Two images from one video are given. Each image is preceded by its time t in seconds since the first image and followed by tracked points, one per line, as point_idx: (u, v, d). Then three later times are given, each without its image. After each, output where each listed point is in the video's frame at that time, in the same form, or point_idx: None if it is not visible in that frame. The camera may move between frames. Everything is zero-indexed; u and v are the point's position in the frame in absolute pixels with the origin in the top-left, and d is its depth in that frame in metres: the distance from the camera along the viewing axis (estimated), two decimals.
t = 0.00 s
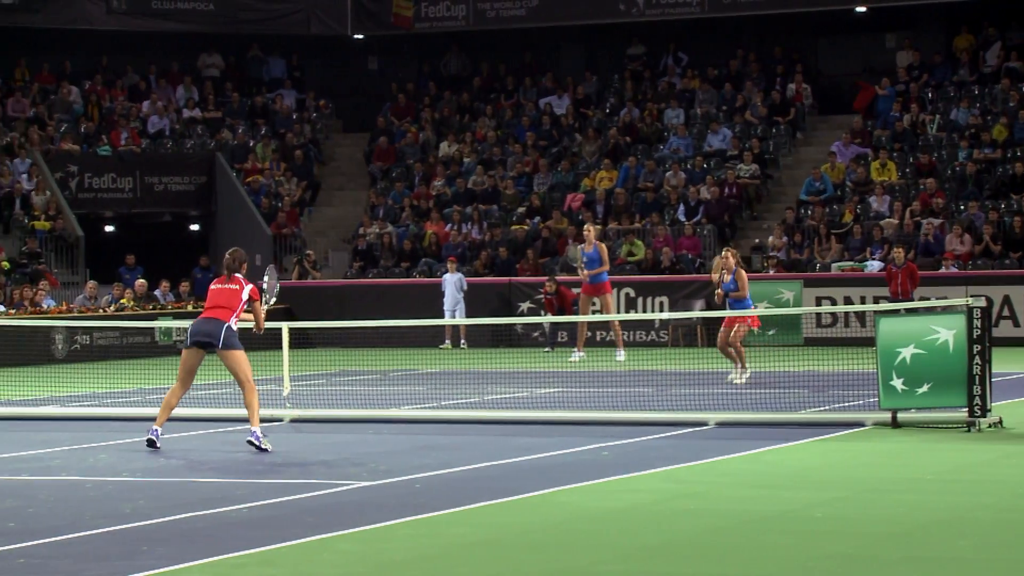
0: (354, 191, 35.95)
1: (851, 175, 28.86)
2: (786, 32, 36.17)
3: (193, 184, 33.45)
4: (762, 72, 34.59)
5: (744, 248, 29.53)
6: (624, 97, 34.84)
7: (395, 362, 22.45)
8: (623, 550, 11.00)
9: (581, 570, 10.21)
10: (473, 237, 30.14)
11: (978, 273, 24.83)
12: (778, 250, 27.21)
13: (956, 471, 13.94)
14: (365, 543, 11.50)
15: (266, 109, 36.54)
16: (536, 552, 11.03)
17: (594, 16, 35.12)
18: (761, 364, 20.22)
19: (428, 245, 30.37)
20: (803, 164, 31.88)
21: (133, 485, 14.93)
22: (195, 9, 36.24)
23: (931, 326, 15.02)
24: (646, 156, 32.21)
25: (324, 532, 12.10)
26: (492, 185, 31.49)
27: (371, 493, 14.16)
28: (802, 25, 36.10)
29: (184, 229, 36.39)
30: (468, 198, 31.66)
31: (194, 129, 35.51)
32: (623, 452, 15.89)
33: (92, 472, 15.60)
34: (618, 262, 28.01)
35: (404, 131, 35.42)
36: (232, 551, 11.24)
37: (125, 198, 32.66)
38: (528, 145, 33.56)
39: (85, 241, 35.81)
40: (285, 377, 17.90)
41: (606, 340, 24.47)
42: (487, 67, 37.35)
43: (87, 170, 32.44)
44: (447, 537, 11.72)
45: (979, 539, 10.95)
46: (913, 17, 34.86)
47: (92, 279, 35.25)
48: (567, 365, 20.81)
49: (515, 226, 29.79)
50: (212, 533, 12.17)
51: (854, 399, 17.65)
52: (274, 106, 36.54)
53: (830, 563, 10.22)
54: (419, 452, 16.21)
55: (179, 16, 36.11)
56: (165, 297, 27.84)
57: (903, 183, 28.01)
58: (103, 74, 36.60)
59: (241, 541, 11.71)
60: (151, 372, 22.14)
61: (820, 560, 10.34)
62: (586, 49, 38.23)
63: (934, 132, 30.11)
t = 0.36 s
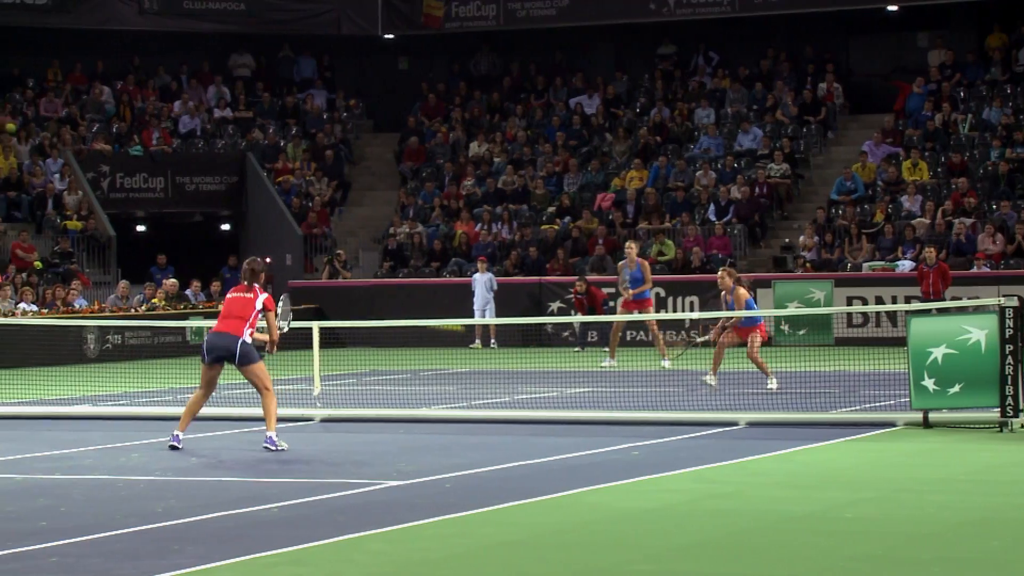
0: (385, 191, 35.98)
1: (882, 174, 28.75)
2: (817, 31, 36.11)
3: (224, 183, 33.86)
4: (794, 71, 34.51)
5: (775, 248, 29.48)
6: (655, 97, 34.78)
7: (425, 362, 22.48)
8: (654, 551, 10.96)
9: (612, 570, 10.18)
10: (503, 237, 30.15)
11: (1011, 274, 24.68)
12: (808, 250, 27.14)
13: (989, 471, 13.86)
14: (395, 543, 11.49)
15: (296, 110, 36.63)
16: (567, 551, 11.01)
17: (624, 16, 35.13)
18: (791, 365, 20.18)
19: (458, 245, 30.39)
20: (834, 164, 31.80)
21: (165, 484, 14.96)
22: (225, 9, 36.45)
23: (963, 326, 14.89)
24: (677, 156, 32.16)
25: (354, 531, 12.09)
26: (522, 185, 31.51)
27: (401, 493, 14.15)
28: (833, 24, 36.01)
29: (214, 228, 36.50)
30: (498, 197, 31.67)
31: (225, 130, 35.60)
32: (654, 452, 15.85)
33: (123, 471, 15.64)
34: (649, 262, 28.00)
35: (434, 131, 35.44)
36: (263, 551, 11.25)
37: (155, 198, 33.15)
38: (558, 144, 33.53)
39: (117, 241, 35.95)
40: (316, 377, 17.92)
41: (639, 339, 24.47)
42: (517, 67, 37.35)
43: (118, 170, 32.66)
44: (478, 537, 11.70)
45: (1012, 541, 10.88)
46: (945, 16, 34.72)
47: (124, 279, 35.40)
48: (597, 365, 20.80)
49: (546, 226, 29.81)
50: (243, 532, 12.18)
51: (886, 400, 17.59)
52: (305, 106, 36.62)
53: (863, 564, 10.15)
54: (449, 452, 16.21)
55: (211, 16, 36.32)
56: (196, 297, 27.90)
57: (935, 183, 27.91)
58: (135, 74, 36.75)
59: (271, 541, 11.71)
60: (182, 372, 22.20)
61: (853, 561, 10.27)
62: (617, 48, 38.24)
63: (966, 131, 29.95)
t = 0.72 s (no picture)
0: (398, 191, 35.97)
1: (896, 174, 28.70)
2: (831, 30, 36.10)
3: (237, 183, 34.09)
4: (807, 71, 34.49)
5: (788, 248, 29.50)
6: (668, 97, 34.77)
7: (437, 362, 22.50)
8: (666, 551, 10.96)
9: (624, 570, 10.18)
10: (516, 237, 30.16)
11: None
12: (822, 250, 27.13)
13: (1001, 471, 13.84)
14: (408, 543, 11.50)
15: (309, 110, 36.68)
16: (579, 552, 11.01)
17: (637, 15, 35.14)
18: (804, 365, 20.18)
19: (471, 245, 30.39)
20: (847, 164, 31.78)
21: (179, 484, 14.97)
22: (240, 9, 36.50)
23: (977, 326, 14.83)
24: (690, 156, 32.14)
25: (366, 532, 12.10)
26: (536, 186, 31.49)
27: (413, 493, 14.15)
28: (847, 23, 35.99)
29: (228, 229, 36.54)
30: (511, 197, 31.68)
31: (239, 130, 35.60)
32: (667, 451, 15.85)
33: (137, 471, 15.66)
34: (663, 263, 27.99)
35: (448, 131, 35.45)
36: (275, 551, 11.25)
37: (169, 198, 33.29)
38: (572, 145, 33.52)
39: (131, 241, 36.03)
40: (329, 377, 17.94)
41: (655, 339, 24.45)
42: (530, 67, 37.35)
43: (133, 171, 32.75)
44: (490, 537, 11.70)
45: None
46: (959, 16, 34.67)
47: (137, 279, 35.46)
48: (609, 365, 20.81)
49: (559, 226, 29.82)
50: (255, 532, 12.18)
51: (899, 400, 17.58)
52: (318, 106, 36.65)
53: (877, 564, 10.14)
54: (461, 452, 16.22)
55: (224, 16, 36.36)
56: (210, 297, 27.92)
57: (948, 183, 27.91)
58: (149, 75, 36.80)
59: (284, 541, 11.71)
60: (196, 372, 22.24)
61: (866, 561, 10.26)
62: (630, 48, 38.26)
63: (980, 131, 29.90)
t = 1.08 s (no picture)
0: (407, 191, 35.97)
1: (906, 174, 28.69)
2: (840, 30, 36.09)
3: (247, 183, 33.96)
4: (817, 71, 34.49)
5: (798, 247, 29.49)
6: (678, 96, 34.77)
7: (446, 362, 22.50)
8: (676, 551, 10.95)
9: (633, 571, 10.16)
10: (526, 237, 30.17)
11: None
12: (832, 250, 27.12)
13: (1010, 471, 13.82)
14: (418, 543, 11.50)
15: (319, 110, 36.74)
16: (588, 552, 11.00)
17: (646, 15, 35.16)
18: (813, 365, 20.17)
19: (481, 245, 30.40)
20: (858, 164, 31.77)
21: (189, 484, 14.98)
22: (250, 9, 36.57)
23: (987, 325, 14.80)
24: (700, 156, 32.15)
25: (375, 532, 12.09)
26: (546, 185, 31.49)
27: (423, 493, 14.15)
28: (857, 23, 36.00)
29: (238, 229, 36.54)
30: (521, 197, 31.70)
31: (248, 130, 35.62)
32: (678, 451, 15.83)
33: (147, 471, 15.66)
34: (673, 263, 27.98)
35: (458, 131, 35.46)
36: (284, 551, 11.24)
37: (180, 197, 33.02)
38: (582, 145, 33.52)
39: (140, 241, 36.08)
40: (339, 376, 17.94)
41: (666, 339, 24.47)
42: (539, 66, 37.38)
43: (144, 170, 32.55)
44: (501, 537, 11.70)
45: None
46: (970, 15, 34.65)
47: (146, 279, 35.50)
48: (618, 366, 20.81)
49: (569, 226, 29.84)
50: (265, 532, 12.18)
51: (909, 400, 17.57)
52: (328, 106, 36.70)
53: (886, 564, 10.13)
54: (470, 452, 16.21)
55: (234, 16, 36.42)
56: (220, 297, 27.95)
57: (959, 182, 27.90)
58: (159, 74, 36.86)
59: (293, 541, 11.71)
60: (205, 371, 22.26)
61: (875, 561, 10.25)
62: (640, 47, 38.25)
63: (990, 130, 29.88)
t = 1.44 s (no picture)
0: (413, 191, 35.97)
1: (913, 173, 28.66)
2: (847, 28, 36.06)
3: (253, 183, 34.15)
4: (825, 70, 34.47)
5: (805, 247, 29.47)
6: (685, 96, 34.76)
7: (453, 361, 22.50)
8: (682, 551, 10.94)
9: (639, 570, 10.15)
10: (532, 237, 30.18)
11: None
12: (839, 249, 27.10)
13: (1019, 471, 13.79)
14: (424, 543, 11.50)
15: (326, 109, 36.77)
16: (594, 551, 10.99)
17: (653, 14, 35.16)
18: (820, 365, 20.14)
19: (488, 245, 30.40)
20: (865, 163, 31.73)
21: (196, 484, 14.99)
22: (257, 9, 36.64)
23: (994, 325, 14.76)
24: (707, 155, 32.15)
25: (382, 531, 12.09)
26: (552, 185, 31.51)
27: (429, 492, 14.14)
28: (864, 23, 35.99)
29: (244, 228, 36.60)
30: (528, 197, 31.70)
31: (256, 129, 35.68)
32: (685, 451, 15.82)
33: (154, 471, 15.67)
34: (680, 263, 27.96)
35: (464, 131, 35.44)
36: (290, 550, 11.25)
37: (187, 198, 33.24)
38: (588, 144, 33.50)
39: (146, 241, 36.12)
40: (345, 376, 17.94)
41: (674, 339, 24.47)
42: (546, 65, 37.40)
43: (149, 171, 32.78)
44: (507, 537, 11.70)
45: None
46: (977, 13, 34.61)
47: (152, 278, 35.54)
48: (624, 366, 20.79)
49: (575, 225, 29.84)
50: (272, 532, 12.19)
51: (916, 400, 17.54)
52: (334, 105, 36.72)
53: (892, 565, 10.12)
54: (476, 452, 16.21)
55: (239, 16, 36.46)
56: (228, 297, 27.98)
57: (966, 181, 27.89)
58: (166, 74, 36.91)
59: (300, 541, 11.71)
60: (211, 370, 22.26)
61: (881, 561, 10.24)
62: (647, 46, 38.25)
63: (998, 130, 29.83)
